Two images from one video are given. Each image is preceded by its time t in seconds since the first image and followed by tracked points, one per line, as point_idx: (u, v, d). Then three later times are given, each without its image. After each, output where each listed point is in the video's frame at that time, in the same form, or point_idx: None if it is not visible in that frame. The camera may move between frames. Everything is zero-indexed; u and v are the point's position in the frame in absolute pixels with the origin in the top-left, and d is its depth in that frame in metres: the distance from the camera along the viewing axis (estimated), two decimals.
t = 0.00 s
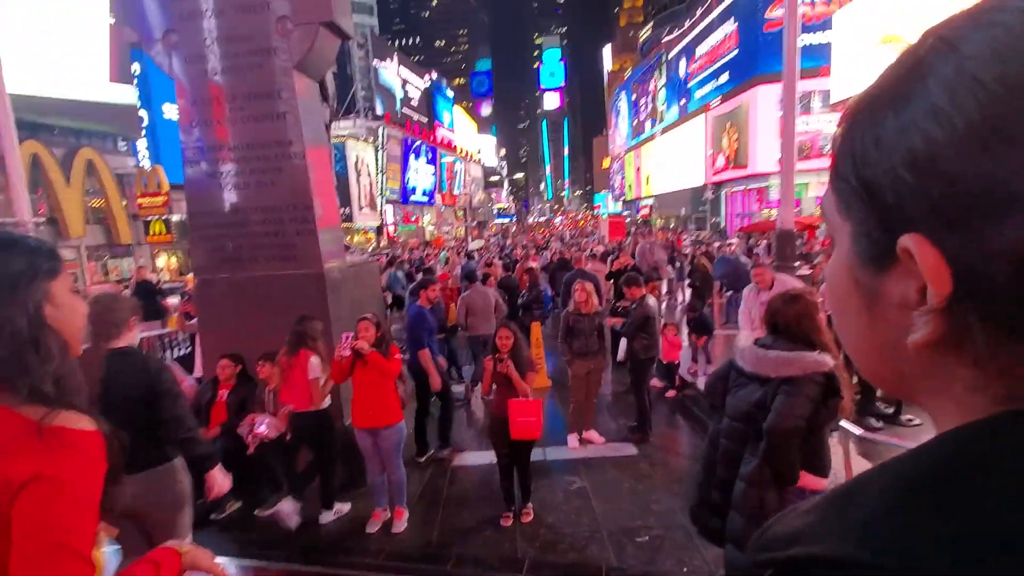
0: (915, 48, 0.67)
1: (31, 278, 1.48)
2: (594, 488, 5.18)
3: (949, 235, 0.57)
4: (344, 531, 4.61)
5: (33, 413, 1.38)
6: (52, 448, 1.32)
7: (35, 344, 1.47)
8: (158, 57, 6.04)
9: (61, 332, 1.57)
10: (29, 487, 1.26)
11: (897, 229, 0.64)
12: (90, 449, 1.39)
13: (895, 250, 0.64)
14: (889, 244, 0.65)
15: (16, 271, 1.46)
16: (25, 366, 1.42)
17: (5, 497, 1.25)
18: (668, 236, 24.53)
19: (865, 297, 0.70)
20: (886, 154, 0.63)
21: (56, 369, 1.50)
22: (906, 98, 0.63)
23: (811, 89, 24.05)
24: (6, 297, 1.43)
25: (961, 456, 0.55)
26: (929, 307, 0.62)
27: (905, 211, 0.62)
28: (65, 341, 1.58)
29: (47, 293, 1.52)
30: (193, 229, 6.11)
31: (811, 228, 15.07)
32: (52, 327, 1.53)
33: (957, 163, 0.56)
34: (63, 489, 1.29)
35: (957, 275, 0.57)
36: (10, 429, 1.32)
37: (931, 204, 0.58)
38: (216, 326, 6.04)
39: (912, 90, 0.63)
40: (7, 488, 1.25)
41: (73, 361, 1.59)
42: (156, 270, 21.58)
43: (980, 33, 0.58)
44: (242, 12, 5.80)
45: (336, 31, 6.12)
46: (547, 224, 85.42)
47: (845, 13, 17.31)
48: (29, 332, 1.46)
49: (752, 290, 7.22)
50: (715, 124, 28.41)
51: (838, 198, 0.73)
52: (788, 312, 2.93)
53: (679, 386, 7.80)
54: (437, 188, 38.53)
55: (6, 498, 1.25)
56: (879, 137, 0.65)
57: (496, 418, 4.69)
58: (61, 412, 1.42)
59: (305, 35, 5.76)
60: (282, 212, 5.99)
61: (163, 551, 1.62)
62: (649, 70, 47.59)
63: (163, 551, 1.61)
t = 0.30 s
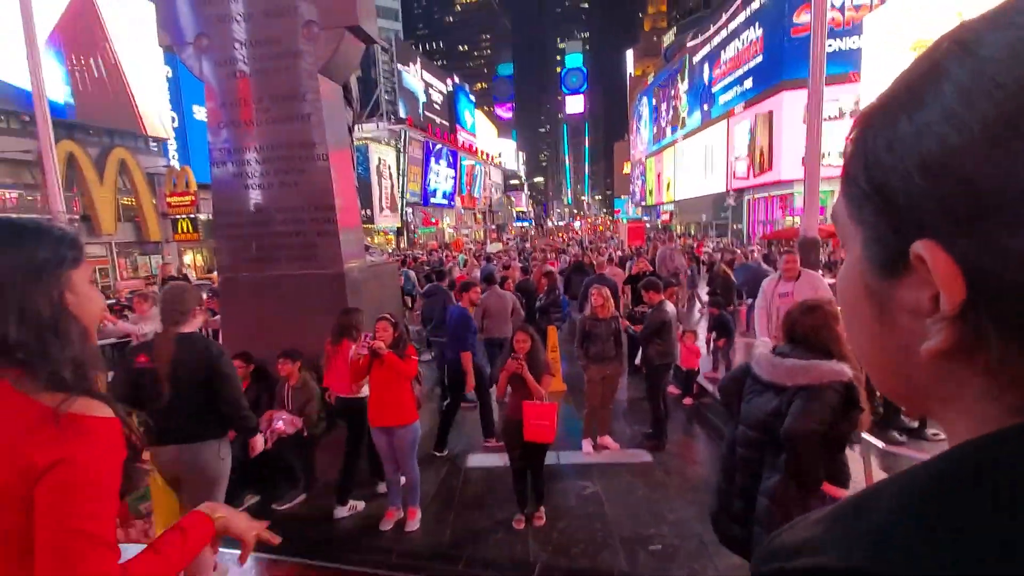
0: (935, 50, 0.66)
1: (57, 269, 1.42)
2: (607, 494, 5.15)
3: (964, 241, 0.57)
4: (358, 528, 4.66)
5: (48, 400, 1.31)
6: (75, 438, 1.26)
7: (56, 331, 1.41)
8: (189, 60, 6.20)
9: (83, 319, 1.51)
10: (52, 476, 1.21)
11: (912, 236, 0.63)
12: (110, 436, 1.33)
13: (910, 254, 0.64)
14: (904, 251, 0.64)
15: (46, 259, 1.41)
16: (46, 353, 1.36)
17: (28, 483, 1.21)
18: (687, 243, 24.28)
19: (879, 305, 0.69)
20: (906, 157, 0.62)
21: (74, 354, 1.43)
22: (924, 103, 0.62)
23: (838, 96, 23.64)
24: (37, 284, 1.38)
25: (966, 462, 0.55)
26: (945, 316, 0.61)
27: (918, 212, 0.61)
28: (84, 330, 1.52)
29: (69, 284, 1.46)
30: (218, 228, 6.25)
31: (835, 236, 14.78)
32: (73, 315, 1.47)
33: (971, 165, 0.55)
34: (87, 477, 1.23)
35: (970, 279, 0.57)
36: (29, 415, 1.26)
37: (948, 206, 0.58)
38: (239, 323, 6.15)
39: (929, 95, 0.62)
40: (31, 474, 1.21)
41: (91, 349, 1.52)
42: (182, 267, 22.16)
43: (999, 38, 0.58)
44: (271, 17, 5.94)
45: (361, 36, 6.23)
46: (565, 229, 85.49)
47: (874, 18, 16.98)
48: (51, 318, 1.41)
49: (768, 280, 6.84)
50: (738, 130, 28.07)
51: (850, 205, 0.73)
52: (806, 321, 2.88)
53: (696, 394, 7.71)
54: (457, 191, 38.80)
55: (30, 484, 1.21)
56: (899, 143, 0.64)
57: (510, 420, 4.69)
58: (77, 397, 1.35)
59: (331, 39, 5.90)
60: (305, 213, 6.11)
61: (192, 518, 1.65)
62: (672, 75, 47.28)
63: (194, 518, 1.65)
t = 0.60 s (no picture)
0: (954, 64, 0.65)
1: (118, 266, 1.43)
2: (649, 502, 5.06)
3: (985, 252, 0.54)
4: (401, 524, 4.77)
5: (110, 391, 1.32)
6: (136, 430, 1.26)
7: (118, 325, 1.41)
8: (251, 71, 6.52)
9: (143, 316, 1.51)
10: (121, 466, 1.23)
11: (934, 250, 0.61)
12: (171, 424, 1.33)
13: (936, 268, 0.61)
14: (932, 265, 0.61)
15: (107, 257, 1.41)
16: (108, 347, 1.37)
17: (98, 474, 1.24)
18: (739, 246, 23.54)
19: (907, 320, 0.67)
20: (925, 170, 0.61)
21: (134, 348, 1.44)
22: (943, 118, 0.61)
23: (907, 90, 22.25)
24: (97, 282, 1.39)
25: (995, 481, 0.52)
26: (977, 329, 0.58)
27: (939, 220, 0.59)
28: (145, 323, 1.52)
29: (131, 280, 1.46)
30: (277, 230, 6.56)
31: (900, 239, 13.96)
32: (133, 308, 1.46)
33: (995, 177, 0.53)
34: (149, 466, 1.24)
35: (993, 295, 0.55)
36: (92, 410, 1.27)
37: (970, 215, 0.55)
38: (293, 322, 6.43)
39: (944, 112, 0.61)
40: (105, 466, 1.24)
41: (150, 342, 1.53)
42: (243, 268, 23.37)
43: (1015, 54, 0.57)
44: (327, 29, 6.19)
45: (412, 44, 6.39)
46: (611, 231, 85.23)
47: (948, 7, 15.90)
48: (113, 311, 1.41)
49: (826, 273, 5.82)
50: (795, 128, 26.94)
51: (874, 220, 0.71)
52: (858, 333, 2.74)
53: (745, 403, 7.45)
54: (503, 193, 39.25)
55: (100, 476, 1.24)
56: (918, 158, 0.62)
57: (551, 424, 4.68)
58: (138, 389, 1.35)
59: (384, 47, 6.09)
60: (357, 216, 6.33)
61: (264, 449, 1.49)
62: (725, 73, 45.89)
63: (262, 450, 1.48)
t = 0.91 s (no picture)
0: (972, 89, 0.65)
1: (150, 271, 1.51)
2: (676, 508, 4.99)
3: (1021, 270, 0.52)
4: (428, 522, 4.84)
5: (145, 395, 1.38)
6: (170, 430, 1.34)
7: (150, 326, 1.49)
8: (286, 78, 6.71)
9: (174, 318, 1.59)
10: (159, 464, 1.31)
11: (962, 275, 0.59)
12: (205, 421, 1.41)
13: (965, 291, 0.59)
14: (960, 287, 0.60)
15: (138, 261, 1.49)
16: (142, 348, 1.45)
17: (137, 473, 1.31)
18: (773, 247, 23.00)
19: (932, 343, 0.65)
20: (949, 189, 0.60)
21: (165, 349, 1.51)
22: (967, 135, 0.60)
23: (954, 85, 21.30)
24: (130, 286, 1.47)
25: (1017, 499, 0.50)
26: (1006, 349, 0.55)
27: (965, 233, 0.58)
28: (175, 326, 1.60)
29: (163, 284, 1.55)
30: (310, 233, 6.74)
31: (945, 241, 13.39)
32: (163, 311, 1.54)
33: None
34: (184, 462, 1.32)
35: None
36: (128, 412, 1.34)
37: (1004, 228, 0.53)
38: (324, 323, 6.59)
39: (967, 130, 0.60)
40: (140, 465, 1.31)
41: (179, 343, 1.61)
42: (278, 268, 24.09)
43: None
44: (359, 36, 6.32)
45: (441, 49, 6.45)
46: (640, 231, 84.89)
47: None
48: (144, 312, 1.49)
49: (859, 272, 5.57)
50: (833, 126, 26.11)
51: (892, 242, 0.71)
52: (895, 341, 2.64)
53: (778, 410, 7.25)
54: (532, 194, 39.39)
55: (139, 474, 1.31)
56: (941, 180, 0.61)
57: (576, 427, 4.66)
58: (170, 391, 1.42)
59: (413, 53, 6.18)
60: (386, 219, 6.45)
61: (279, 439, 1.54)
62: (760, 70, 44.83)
63: (263, 442, 1.51)
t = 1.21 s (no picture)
0: (988, 115, 0.64)
1: (138, 282, 1.53)
2: (677, 514, 4.98)
3: None
4: (428, 527, 4.83)
5: (121, 407, 1.41)
6: (147, 438, 1.36)
7: (135, 340, 1.49)
8: (290, 82, 6.74)
9: (157, 330, 1.57)
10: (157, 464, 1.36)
11: (988, 321, 0.54)
12: (188, 419, 1.42)
13: (1013, 342, 0.53)
14: (982, 336, 0.55)
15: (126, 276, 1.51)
16: (125, 361, 1.44)
17: (131, 473, 1.37)
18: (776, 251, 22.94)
19: (948, 397, 0.59)
20: (976, 221, 0.56)
21: (148, 360, 1.50)
22: (991, 163, 0.57)
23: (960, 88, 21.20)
24: (114, 300, 1.48)
25: (1015, 540, 0.51)
26: None
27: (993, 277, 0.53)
28: (159, 340, 1.58)
29: (147, 296, 1.54)
30: (313, 237, 6.76)
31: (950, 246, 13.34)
32: (148, 324, 1.53)
33: None
34: (188, 458, 1.35)
35: None
36: (105, 426, 1.39)
37: None
38: (325, 326, 6.61)
39: (996, 154, 0.57)
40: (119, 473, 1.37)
41: (165, 355, 1.59)
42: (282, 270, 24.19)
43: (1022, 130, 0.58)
44: (363, 41, 6.35)
45: (444, 54, 6.49)
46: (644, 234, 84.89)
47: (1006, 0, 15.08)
48: (129, 327, 1.49)
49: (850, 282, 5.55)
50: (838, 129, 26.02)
51: (894, 281, 0.65)
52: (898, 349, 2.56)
53: (781, 415, 7.22)
54: (536, 196, 39.45)
55: (134, 474, 1.38)
56: (1006, 204, 0.53)
57: (576, 432, 4.65)
58: (149, 397, 1.44)
59: (416, 59, 6.22)
60: (389, 222, 6.47)
61: (261, 400, 1.52)
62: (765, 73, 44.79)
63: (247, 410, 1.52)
